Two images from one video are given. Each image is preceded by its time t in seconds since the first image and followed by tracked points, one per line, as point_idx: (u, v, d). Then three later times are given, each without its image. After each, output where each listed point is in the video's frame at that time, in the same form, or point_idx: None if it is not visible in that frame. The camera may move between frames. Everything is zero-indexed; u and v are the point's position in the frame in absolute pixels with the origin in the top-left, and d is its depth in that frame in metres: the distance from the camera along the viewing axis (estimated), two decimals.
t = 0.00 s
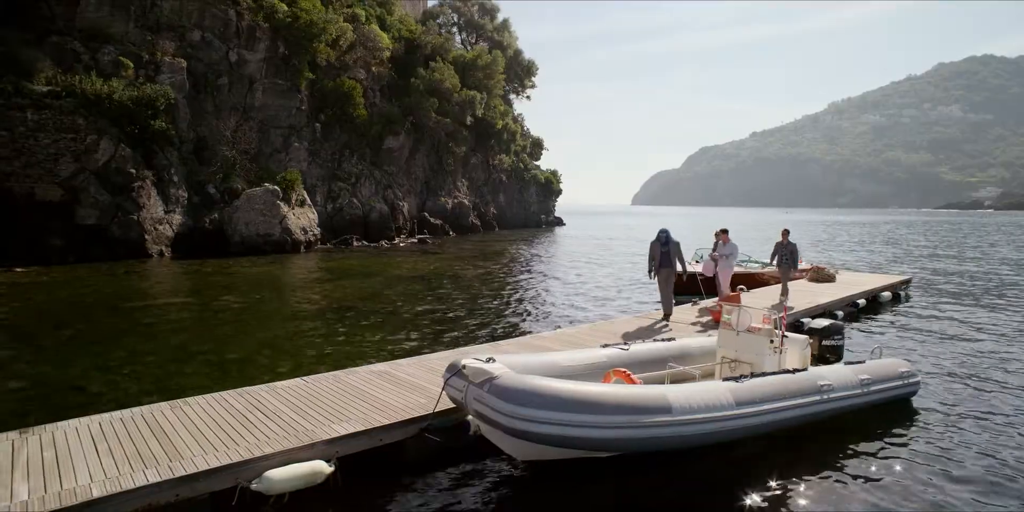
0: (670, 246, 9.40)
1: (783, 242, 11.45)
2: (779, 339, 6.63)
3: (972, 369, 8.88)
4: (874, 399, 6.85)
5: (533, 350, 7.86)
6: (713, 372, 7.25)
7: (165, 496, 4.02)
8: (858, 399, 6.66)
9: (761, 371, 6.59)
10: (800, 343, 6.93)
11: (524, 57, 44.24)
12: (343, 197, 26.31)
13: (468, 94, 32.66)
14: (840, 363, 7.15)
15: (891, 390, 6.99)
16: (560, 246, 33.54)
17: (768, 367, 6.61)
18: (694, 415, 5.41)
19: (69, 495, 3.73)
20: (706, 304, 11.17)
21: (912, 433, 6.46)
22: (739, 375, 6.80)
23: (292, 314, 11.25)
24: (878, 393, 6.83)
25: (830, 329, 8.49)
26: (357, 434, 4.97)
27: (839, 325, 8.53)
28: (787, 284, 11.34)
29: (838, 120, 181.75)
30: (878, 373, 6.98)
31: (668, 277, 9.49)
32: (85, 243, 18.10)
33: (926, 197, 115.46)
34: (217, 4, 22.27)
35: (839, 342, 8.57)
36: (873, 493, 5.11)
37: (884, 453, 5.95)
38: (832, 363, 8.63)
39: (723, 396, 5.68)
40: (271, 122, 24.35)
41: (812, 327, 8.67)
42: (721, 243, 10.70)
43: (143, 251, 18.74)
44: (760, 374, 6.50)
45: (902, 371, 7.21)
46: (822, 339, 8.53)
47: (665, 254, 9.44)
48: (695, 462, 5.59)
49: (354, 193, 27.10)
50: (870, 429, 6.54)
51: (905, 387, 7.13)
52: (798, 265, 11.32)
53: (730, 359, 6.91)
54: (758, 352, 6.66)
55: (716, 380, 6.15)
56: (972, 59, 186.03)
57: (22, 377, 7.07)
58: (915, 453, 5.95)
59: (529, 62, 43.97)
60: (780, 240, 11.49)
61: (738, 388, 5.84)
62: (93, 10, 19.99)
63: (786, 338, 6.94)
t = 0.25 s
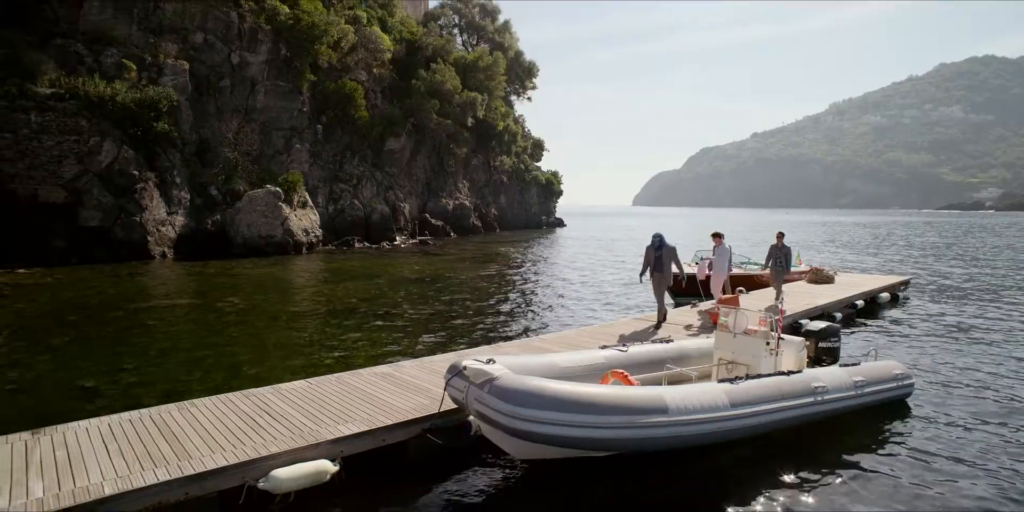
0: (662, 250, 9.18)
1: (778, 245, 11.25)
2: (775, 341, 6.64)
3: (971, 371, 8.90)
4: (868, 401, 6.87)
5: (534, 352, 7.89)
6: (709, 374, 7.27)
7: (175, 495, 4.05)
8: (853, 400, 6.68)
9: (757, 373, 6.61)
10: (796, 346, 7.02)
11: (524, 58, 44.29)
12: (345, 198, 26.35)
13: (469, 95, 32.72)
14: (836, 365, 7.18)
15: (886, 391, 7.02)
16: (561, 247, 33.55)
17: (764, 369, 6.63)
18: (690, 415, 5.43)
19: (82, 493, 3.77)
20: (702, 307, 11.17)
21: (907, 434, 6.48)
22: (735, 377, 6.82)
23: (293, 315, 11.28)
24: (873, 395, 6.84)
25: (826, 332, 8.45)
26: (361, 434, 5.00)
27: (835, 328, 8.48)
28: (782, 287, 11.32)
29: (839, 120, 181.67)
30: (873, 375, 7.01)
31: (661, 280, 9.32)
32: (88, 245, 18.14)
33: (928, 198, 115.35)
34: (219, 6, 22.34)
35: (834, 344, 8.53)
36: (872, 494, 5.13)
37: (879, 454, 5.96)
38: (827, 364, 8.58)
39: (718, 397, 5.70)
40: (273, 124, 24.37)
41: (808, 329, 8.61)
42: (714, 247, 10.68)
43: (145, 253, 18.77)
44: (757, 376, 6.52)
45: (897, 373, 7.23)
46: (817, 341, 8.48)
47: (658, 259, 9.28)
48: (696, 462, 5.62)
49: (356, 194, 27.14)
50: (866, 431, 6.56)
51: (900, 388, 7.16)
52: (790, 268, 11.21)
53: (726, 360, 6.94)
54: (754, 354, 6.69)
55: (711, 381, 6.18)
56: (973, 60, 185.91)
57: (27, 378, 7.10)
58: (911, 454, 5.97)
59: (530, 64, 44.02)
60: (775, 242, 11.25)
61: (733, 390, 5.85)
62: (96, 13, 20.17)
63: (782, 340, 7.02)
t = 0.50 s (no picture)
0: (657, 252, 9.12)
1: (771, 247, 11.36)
2: (773, 343, 6.65)
3: (972, 372, 8.91)
4: (864, 402, 6.88)
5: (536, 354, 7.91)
6: (708, 375, 7.29)
7: (185, 493, 4.09)
8: (849, 402, 6.69)
9: (755, 375, 6.64)
10: (793, 347, 7.09)
11: (526, 59, 44.32)
12: (347, 199, 26.41)
13: (471, 96, 32.77)
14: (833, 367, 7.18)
15: (881, 392, 7.04)
16: (563, 248, 33.58)
17: (762, 371, 6.65)
18: (689, 418, 5.46)
19: (95, 490, 3.82)
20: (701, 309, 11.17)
21: (903, 435, 6.50)
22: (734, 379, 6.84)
23: (297, 316, 11.31)
24: (868, 396, 6.85)
25: (823, 333, 8.61)
26: (367, 434, 5.03)
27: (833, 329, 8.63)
28: (779, 288, 11.17)
29: (841, 121, 181.43)
30: (871, 377, 7.04)
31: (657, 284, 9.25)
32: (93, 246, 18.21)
33: (930, 198, 115.12)
34: (222, 8, 22.43)
35: (833, 346, 8.66)
36: (871, 495, 5.15)
37: (877, 456, 5.98)
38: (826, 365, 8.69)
39: (714, 400, 5.72)
40: (276, 125, 24.40)
41: (806, 331, 8.75)
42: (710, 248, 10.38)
43: (149, 254, 18.82)
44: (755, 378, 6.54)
45: (893, 374, 7.25)
46: (816, 343, 8.63)
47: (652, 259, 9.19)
48: (697, 463, 5.64)
49: (358, 195, 27.21)
50: (863, 431, 6.58)
51: (897, 390, 7.19)
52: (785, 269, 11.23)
53: (726, 362, 6.95)
54: (752, 356, 6.70)
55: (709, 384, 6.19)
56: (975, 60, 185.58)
57: (33, 379, 7.15)
58: (911, 455, 5.99)
59: (532, 65, 44.07)
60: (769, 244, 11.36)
61: (730, 393, 5.87)
62: (100, 15, 20.33)
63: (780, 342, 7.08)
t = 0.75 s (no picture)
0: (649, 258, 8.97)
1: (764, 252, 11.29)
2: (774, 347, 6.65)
3: (976, 374, 8.88)
4: (864, 406, 6.87)
5: (540, 357, 7.91)
6: (709, 378, 7.28)
7: (196, 494, 4.12)
8: (849, 406, 6.68)
9: (757, 379, 6.63)
10: (794, 350, 7.06)
11: (529, 62, 44.39)
12: (351, 202, 26.46)
13: (475, 99, 32.81)
14: (831, 370, 7.16)
15: (879, 395, 7.03)
16: (566, 250, 33.56)
17: (763, 375, 6.65)
18: (692, 423, 5.47)
19: (110, 490, 3.85)
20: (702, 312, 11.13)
21: (904, 437, 6.50)
22: (735, 382, 6.82)
23: (301, 319, 11.34)
24: (868, 399, 6.85)
25: (823, 336, 8.56)
26: (372, 436, 5.04)
27: (833, 331, 8.57)
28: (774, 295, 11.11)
29: (845, 123, 181.04)
30: (867, 380, 7.03)
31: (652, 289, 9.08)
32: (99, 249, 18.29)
33: (934, 201, 114.80)
34: (227, 12, 22.56)
35: (833, 347, 8.63)
36: (876, 499, 5.13)
37: (879, 459, 5.97)
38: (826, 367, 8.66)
39: (716, 404, 5.73)
40: (280, 128, 24.45)
41: (806, 333, 8.68)
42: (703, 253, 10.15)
43: (155, 256, 18.87)
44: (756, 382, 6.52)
45: (892, 377, 7.25)
46: (815, 345, 8.58)
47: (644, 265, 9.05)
48: (700, 467, 5.65)
49: (362, 198, 27.27)
50: (865, 434, 6.58)
51: (894, 392, 7.17)
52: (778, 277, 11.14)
53: (726, 365, 6.93)
54: (753, 360, 6.69)
55: (709, 388, 6.19)
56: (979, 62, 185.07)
57: (43, 380, 7.20)
58: (914, 458, 5.97)
59: (534, 67, 44.12)
60: (762, 250, 11.29)
61: (731, 397, 5.87)
62: (107, 19, 20.48)
63: (779, 345, 7.06)
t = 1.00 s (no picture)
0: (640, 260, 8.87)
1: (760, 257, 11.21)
2: (777, 352, 6.71)
3: (982, 377, 8.85)
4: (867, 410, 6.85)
5: (545, 360, 7.93)
6: (713, 383, 7.27)
7: (209, 495, 4.14)
8: (853, 410, 6.66)
9: (761, 384, 6.62)
10: (797, 354, 6.97)
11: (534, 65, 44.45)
12: (356, 204, 26.56)
13: (480, 102, 32.88)
14: (835, 374, 7.14)
15: (884, 399, 7.00)
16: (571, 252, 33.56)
17: (767, 379, 6.66)
18: (699, 429, 5.46)
19: (125, 491, 3.88)
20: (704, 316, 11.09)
21: (910, 440, 6.49)
22: (739, 386, 6.82)
23: (308, 321, 11.40)
24: (872, 403, 6.82)
25: (828, 339, 8.43)
26: (381, 439, 5.07)
27: (837, 335, 8.47)
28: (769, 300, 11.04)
29: (851, 125, 180.28)
30: (872, 383, 6.99)
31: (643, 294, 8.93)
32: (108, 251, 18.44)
33: (942, 203, 114.08)
34: (234, 16, 22.71)
35: (835, 350, 8.50)
36: (879, 501, 5.15)
37: (885, 461, 5.96)
38: (826, 371, 8.55)
39: (722, 410, 5.72)
40: (286, 131, 24.57)
41: (808, 337, 8.50)
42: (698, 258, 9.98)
43: (162, 259, 19.00)
44: (761, 387, 6.51)
45: (896, 380, 7.23)
46: (818, 348, 8.42)
47: (635, 271, 8.91)
48: (707, 472, 5.64)
49: (367, 201, 27.38)
50: (871, 438, 6.56)
51: (899, 396, 7.14)
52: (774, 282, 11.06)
53: (730, 369, 6.93)
54: (757, 364, 6.70)
55: (713, 394, 6.19)
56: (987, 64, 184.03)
57: (55, 381, 7.27)
58: (920, 461, 5.97)
59: (540, 70, 44.17)
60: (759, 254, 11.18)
61: (736, 403, 5.87)
62: (116, 24, 20.56)
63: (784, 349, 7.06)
